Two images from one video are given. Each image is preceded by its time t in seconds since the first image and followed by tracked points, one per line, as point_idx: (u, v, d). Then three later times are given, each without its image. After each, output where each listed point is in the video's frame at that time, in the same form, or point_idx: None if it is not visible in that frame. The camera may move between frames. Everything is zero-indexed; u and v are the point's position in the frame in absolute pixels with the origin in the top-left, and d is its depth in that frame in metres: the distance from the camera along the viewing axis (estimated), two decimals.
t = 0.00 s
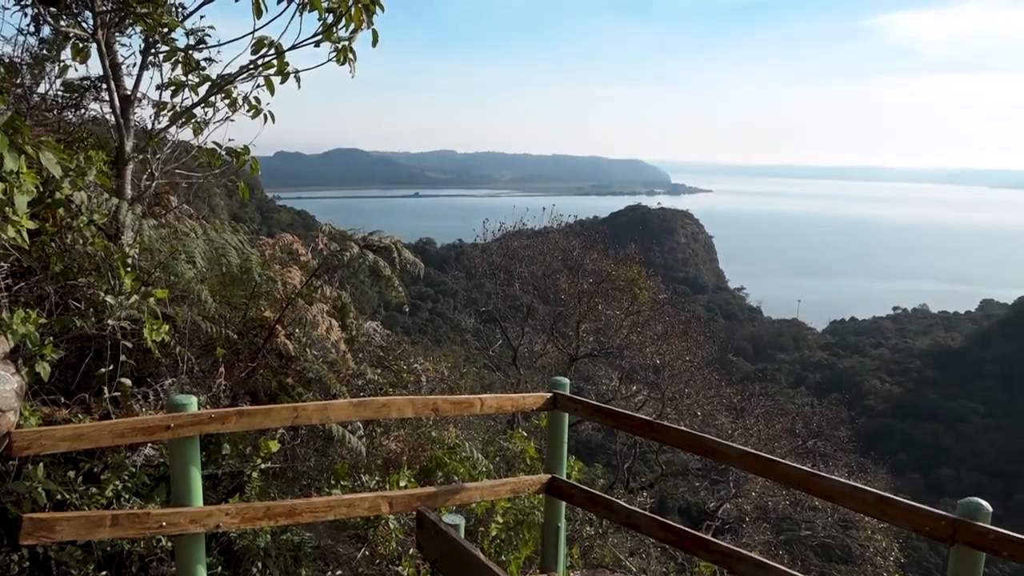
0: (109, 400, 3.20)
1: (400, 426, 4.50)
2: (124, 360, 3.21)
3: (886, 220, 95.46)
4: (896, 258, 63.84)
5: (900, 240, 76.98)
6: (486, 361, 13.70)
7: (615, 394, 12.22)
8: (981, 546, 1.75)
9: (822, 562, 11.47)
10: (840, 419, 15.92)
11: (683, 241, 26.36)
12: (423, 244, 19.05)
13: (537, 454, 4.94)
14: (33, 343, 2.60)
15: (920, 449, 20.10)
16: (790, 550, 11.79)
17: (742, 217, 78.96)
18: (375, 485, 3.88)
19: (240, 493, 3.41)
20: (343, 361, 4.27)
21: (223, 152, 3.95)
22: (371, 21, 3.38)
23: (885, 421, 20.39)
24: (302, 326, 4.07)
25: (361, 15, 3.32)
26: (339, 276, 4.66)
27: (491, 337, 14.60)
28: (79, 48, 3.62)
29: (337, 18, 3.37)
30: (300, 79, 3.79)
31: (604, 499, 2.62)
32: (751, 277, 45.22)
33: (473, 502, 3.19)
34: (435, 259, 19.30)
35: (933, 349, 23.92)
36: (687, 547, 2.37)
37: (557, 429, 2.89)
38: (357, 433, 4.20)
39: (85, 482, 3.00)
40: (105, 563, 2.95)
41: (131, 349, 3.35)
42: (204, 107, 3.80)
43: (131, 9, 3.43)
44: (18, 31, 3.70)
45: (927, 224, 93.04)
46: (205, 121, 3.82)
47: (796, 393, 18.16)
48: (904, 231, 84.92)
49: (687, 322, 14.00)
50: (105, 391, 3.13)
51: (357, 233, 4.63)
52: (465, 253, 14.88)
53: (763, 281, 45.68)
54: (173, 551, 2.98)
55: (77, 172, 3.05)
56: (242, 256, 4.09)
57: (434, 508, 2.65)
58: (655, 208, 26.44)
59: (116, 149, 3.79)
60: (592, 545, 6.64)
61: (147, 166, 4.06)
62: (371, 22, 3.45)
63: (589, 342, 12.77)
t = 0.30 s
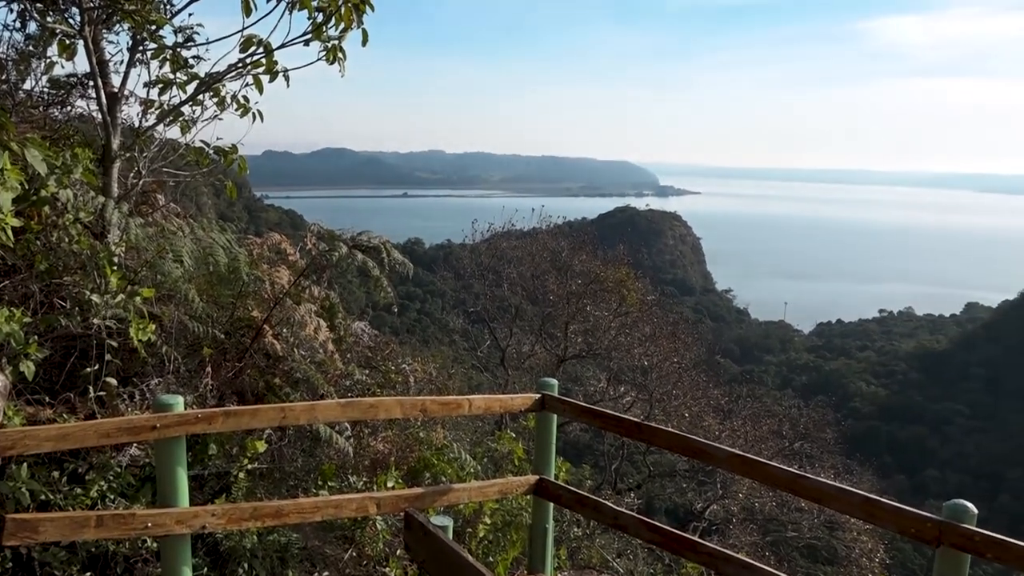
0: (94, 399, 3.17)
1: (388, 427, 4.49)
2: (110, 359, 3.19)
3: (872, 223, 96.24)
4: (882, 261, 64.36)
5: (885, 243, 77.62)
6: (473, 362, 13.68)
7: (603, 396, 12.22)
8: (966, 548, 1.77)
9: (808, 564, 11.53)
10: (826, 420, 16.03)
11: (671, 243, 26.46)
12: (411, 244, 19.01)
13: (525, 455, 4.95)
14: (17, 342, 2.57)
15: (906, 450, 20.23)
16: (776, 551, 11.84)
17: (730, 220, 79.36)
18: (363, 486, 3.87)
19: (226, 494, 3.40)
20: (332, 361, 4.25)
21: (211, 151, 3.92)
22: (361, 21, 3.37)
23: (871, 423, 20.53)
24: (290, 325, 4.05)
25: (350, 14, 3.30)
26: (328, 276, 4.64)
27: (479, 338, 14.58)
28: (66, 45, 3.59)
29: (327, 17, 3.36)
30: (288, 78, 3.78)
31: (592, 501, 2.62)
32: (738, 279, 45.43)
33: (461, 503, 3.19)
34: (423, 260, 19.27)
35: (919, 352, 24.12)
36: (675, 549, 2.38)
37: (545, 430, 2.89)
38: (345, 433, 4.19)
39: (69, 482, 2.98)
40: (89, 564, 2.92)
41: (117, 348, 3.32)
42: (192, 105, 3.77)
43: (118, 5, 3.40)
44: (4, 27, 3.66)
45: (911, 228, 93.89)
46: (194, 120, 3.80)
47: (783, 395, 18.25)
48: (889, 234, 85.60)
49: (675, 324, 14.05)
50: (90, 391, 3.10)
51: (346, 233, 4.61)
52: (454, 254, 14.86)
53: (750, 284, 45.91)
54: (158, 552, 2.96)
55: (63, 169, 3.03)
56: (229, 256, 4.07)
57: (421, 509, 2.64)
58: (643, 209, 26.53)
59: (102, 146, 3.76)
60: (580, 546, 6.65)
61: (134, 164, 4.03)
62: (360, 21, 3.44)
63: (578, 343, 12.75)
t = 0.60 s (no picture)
0: (77, 401, 3.15)
1: (375, 428, 4.48)
2: (94, 361, 3.16)
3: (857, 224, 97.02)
4: (867, 262, 64.89)
5: (870, 244, 78.28)
6: (461, 362, 13.67)
7: (591, 396, 12.21)
8: (951, 547, 1.78)
9: (794, 563, 11.60)
10: (812, 420, 16.14)
11: (658, 243, 26.56)
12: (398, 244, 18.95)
13: (512, 456, 4.94)
14: None
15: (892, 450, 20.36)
16: (763, 551, 11.90)
17: (716, 221, 79.73)
18: (350, 488, 3.85)
19: (212, 496, 3.38)
20: (318, 363, 4.24)
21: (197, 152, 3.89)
22: (348, 22, 3.35)
23: (857, 423, 20.67)
24: (276, 327, 4.04)
25: (337, 14, 3.29)
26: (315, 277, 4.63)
27: (467, 339, 14.57)
28: (50, 44, 3.56)
29: (314, 17, 3.35)
30: (275, 78, 3.75)
31: (579, 501, 2.62)
32: (725, 281, 45.67)
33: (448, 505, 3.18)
34: (410, 261, 19.22)
35: (903, 352, 24.35)
36: (662, 550, 2.39)
37: (533, 430, 2.89)
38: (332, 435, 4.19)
39: (52, 485, 2.95)
40: (72, 568, 2.89)
41: (101, 350, 3.30)
42: (178, 106, 3.75)
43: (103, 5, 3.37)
44: None
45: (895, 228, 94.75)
46: (179, 120, 3.77)
47: (769, 395, 18.34)
48: (874, 235, 86.32)
49: (662, 325, 14.10)
50: (73, 393, 3.08)
51: (333, 233, 4.59)
52: (441, 254, 14.84)
53: (737, 284, 46.16)
54: (143, 555, 2.93)
55: (47, 170, 3.00)
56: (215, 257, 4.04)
57: (408, 511, 2.63)
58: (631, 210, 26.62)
59: (87, 146, 3.73)
60: (567, 547, 6.67)
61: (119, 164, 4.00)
62: (348, 21, 3.42)
63: (566, 344, 12.69)
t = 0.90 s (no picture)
0: (49, 405, 3.10)
1: (352, 429, 4.47)
2: (66, 364, 3.12)
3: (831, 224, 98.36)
4: (841, 261, 65.80)
5: (844, 243, 79.36)
6: (439, 363, 13.64)
7: (569, 396, 12.21)
8: (924, 542, 1.82)
9: (771, 560, 11.72)
10: (788, 418, 16.32)
11: (636, 243, 26.70)
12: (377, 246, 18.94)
13: (490, 456, 4.94)
14: None
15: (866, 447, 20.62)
16: (740, 548, 12.00)
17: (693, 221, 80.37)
18: (327, 490, 3.83)
19: (187, 499, 3.34)
20: (295, 364, 4.21)
21: (171, 152, 3.82)
22: (324, 21, 3.32)
23: (832, 421, 20.93)
24: (252, 328, 4.01)
25: (313, 14, 3.26)
26: (291, 278, 4.59)
27: (446, 339, 14.54)
28: (20, 43, 3.50)
29: (290, 16, 3.32)
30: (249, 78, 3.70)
31: (558, 501, 2.63)
32: (702, 281, 46.06)
33: (427, 505, 3.18)
34: (388, 261, 19.14)
35: (877, 351, 24.73)
36: (641, 548, 2.40)
37: (511, 430, 2.90)
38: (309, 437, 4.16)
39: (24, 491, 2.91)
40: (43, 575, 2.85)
41: (73, 353, 3.26)
42: (151, 105, 3.70)
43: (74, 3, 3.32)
44: None
45: (869, 228, 96.05)
46: (153, 120, 3.72)
47: (746, 394, 18.50)
48: (848, 234, 87.54)
49: (639, 324, 14.18)
50: (45, 397, 3.03)
51: (310, 234, 4.56)
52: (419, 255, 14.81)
53: (714, 284, 46.57)
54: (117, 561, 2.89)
55: (16, 170, 2.95)
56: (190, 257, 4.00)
57: (386, 512, 2.63)
58: (608, 210, 26.73)
59: (58, 147, 3.67)
60: (546, 546, 6.70)
61: (91, 164, 3.95)
62: (324, 20, 3.39)
63: (544, 344, 12.72)
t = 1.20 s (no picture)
0: (21, 409, 3.06)
1: (331, 431, 4.46)
2: (38, 367, 3.08)
3: (806, 224, 99.54)
4: (816, 261, 66.60)
5: (820, 242, 80.37)
6: (419, 365, 13.60)
7: (548, 396, 12.20)
8: (898, 538, 1.86)
9: (749, 558, 11.84)
10: (766, 417, 16.48)
11: (615, 244, 26.82)
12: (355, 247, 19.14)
13: (470, 457, 4.92)
14: None
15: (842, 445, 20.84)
16: (718, 546, 12.10)
17: (671, 221, 80.90)
18: (306, 492, 3.81)
19: (163, 503, 3.31)
20: (272, 367, 4.18)
21: (145, 152, 3.75)
22: (300, 21, 3.29)
23: (809, 419, 21.16)
24: (229, 330, 3.97)
25: (289, 14, 3.24)
26: (268, 280, 4.56)
27: (425, 340, 14.50)
28: None
29: (265, 16, 3.28)
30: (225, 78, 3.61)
31: (538, 502, 2.64)
32: (680, 281, 46.38)
33: (407, 507, 3.17)
34: (367, 262, 19.04)
35: (852, 350, 25.13)
36: (620, 547, 2.42)
37: (490, 431, 2.90)
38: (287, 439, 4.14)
39: None
40: None
41: (45, 355, 3.22)
42: (126, 105, 3.65)
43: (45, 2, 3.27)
44: None
45: (844, 228, 97.26)
46: (127, 121, 3.67)
47: (724, 393, 18.64)
48: (823, 234, 88.66)
49: (618, 324, 14.25)
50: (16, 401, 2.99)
51: (287, 235, 4.53)
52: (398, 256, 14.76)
53: (692, 283, 46.93)
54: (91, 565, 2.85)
55: None
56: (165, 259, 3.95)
57: (366, 514, 2.62)
58: (587, 211, 26.83)
59: (29, 146, 3.61)
60: (526, 547, 6.73)
61: (63, 164, 3.89)
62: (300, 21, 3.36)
63: (523, 344, 12.72)
